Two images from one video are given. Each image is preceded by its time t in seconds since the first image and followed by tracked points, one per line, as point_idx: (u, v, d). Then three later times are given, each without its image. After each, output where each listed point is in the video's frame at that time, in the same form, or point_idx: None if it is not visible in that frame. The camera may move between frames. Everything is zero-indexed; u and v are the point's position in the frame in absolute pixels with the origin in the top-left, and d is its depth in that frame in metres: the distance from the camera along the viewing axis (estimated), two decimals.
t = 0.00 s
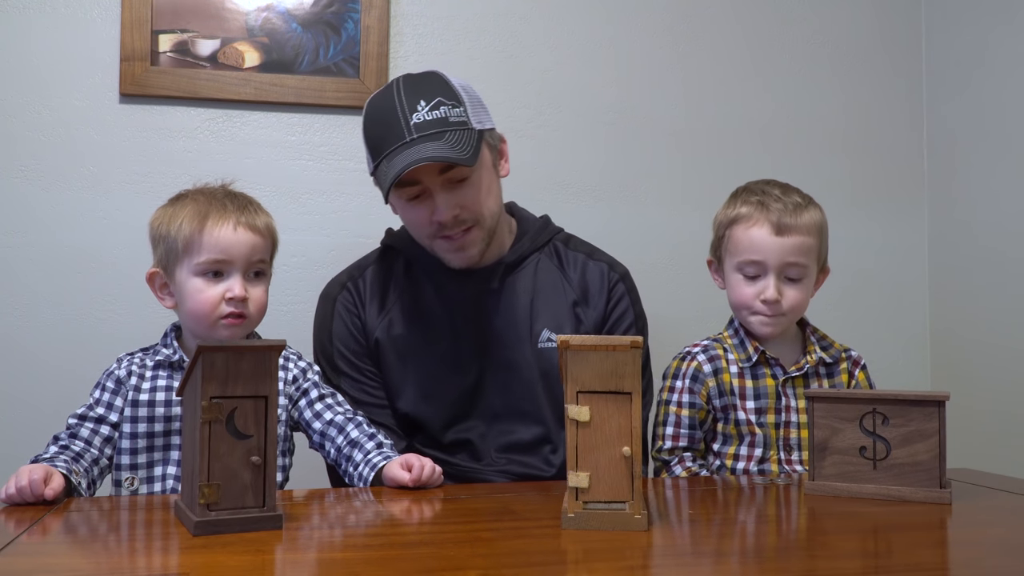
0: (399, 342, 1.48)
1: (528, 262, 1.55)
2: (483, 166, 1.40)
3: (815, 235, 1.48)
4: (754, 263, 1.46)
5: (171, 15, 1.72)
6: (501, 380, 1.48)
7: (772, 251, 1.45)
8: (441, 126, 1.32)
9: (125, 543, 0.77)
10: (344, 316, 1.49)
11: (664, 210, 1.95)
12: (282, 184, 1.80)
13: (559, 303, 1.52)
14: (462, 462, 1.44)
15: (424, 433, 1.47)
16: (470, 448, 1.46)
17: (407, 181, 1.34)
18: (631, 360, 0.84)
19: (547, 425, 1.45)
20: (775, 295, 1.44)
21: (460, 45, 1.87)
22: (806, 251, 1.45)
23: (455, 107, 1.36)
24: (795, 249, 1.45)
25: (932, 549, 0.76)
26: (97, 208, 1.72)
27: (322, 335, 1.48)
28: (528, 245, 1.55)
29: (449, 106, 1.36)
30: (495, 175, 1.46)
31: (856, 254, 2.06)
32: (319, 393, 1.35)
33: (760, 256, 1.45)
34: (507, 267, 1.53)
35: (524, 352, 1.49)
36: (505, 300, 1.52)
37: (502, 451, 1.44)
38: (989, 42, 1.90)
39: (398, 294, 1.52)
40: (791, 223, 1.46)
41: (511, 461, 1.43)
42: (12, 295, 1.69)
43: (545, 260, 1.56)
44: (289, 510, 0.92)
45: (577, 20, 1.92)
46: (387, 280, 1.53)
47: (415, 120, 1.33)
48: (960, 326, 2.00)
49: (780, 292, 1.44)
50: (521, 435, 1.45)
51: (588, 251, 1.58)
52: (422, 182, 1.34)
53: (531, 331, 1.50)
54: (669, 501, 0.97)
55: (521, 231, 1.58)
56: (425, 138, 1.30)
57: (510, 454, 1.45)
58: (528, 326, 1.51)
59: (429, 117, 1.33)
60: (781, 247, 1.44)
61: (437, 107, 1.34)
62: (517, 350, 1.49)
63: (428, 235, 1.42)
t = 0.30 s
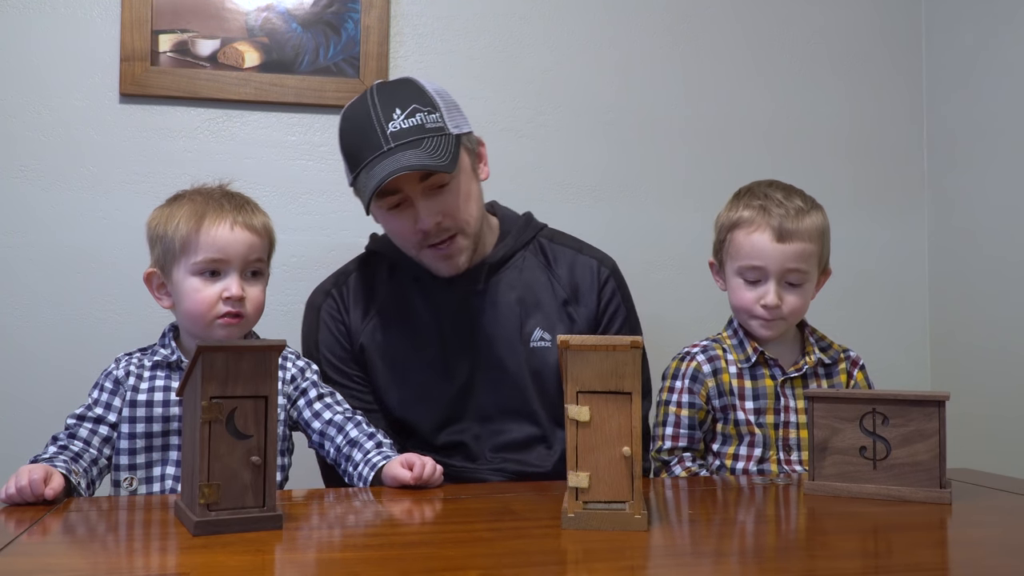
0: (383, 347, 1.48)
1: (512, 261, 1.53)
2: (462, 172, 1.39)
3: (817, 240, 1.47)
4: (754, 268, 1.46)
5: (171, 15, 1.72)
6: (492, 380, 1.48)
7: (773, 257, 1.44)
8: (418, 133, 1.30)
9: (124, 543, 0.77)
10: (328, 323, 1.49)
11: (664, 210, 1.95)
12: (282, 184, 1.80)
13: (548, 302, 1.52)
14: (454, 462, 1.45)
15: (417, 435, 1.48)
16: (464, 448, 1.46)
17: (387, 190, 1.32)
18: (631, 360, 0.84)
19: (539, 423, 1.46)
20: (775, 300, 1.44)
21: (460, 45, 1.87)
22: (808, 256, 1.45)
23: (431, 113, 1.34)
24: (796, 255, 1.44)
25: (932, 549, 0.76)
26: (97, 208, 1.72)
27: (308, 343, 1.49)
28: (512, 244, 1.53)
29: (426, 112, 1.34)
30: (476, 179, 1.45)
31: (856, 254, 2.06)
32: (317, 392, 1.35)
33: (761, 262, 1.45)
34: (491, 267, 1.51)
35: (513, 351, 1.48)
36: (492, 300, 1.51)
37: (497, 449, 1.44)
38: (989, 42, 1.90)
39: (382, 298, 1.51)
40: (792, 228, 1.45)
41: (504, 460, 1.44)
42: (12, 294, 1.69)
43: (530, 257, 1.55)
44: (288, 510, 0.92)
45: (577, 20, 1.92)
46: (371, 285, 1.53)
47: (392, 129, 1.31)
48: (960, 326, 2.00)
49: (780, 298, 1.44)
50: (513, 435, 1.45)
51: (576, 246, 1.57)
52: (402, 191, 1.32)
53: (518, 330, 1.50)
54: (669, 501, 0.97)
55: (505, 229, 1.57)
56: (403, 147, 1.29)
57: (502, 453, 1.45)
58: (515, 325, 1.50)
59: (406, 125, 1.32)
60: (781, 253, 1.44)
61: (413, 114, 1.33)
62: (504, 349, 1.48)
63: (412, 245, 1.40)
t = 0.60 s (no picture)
0: (375, 351, 1.46)
1: (499, 258, 1.54)
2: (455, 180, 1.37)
3: (821, 244, 1.47)
4: (757, 272, 1.46)
5: (171, 15, 1.72)
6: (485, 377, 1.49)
7: (776, 261, 1.44)
8: (416, 144, 1.28)
9: (123, 543, 0.77)
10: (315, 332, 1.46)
11: (664, 210, 1.95)
12: (282, 184, 1.80)
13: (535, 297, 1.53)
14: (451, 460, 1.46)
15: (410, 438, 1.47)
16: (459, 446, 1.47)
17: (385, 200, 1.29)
18: (631, 360, 0.84)
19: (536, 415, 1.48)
20: (777, 304, 1.44)
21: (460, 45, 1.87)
22: (811, 260, 1.45)
23: (424, 121, 1.31)
24: (800, 259, 1.44)
25: (932, 549, 0.76)
26: (97, 208, 1.72)
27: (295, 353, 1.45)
28: (498, 242, 1.54)
29: (419, 121, 1.31)
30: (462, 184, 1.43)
31: (856, 254, 2.06)
32: (316, 392, 1.35)
33: (764, 265, 1.45)
34: (479, 265, 1.52)
35: (504, 347, 1.50)
36: (481, 299, 1.51)
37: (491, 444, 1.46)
38: (989, 42, 1.90)
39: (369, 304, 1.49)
40: (797, 232, 1.45)
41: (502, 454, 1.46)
42: (12, 294, 1.69)
43: (515, 254, 1.55)
44: (288, 510, 0.92)
45: (577, 20, 1.92)
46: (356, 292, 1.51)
47: (388, 139, 1.28)
48: (960, 326, 2.00)
49: (782, 301, 1.44)
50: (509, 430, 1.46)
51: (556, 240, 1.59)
52: (401, 203, 1.29)
53: (509, 327, 1.51)
54: (669, 501, 0.97)
55: (487, 228, 1.55)
56: (403, 159, 1.26)
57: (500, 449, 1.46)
58: (505, 322, 1.51)
59: (402, 135, 1.28)
60: (786, 256, 1.44)
61: (408, 123, 1.29)
62: (497, 345, 1.50)
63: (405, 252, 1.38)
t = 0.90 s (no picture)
0: (370, 347, 1.45)
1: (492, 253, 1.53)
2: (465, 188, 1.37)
3: (824, 246, 1.47)
4: (760, 274, 1.46)
5: (171, 15, 1.72)
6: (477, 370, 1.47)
7: (779, 263, 1.44)
8: (435, 152, 1.28)
9: (122, 544, 0.77)
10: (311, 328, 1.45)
11: (664, 210, 1.95)
12: (283, 184, 1.80)
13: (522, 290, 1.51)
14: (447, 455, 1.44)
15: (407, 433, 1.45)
16: (453, 440, 1.45)
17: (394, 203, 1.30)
18: (631, 360, 0.84)
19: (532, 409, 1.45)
20: (779, 305, 1.44)
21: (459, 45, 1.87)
22: (814, 263, 1.45)
23: (445, 128, 1.31)
24: (803, 261, 1.44)
25: (932, 549, 0.76)
26: (97, 208, 1.72)
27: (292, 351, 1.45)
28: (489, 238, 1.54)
29: (440, 126, 1.31)
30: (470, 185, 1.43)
31: (856, 254, 2.06)
32: (315, 392, 1.34)
33: (767, 267, 1.45)
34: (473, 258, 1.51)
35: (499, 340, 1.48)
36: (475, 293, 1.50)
37: (486, 436, 1.45)
38: (989, 42, 1.91)
39: (365, 301, 1.49)
40: (801, 234, 1.45)
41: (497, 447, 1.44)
42: (12, 294, 1.69)
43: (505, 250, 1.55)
44: (287, 510, 0.92)
45: (576, 20, 1.92)
46: (352, 290, 1.50)
47: (408, 143, 1.28)
48: (960, 326, 2.00)
49: (784, 303, 1.44)
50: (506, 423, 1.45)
51: (542, 234, 1.61)
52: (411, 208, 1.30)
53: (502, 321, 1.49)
54: (670, 501, 0.97)
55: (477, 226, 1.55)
56: (420, 165, 1.26)
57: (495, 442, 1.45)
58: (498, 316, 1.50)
59: (422, 140, 1.28)
60: (789, 259, 1.44)
61: (428, 128, 1.29)
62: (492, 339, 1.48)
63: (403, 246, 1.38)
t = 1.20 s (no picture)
0: (372, 348, 1.45)
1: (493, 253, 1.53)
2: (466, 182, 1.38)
3: (823, 247, 1.47)
4: (760, 274, 1.46)
5: (171, 15, 1.72)
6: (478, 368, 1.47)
7: (779, 263, 1.44)
8: (435, 142, 1.28)
9: (120, 544, 0.77)
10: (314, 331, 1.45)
11: (664, 210, 1.95)
12: (283, 184, 1.80)
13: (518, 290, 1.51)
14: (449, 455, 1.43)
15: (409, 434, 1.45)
16: (454, 440, 1.45)
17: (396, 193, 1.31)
18: (631, 360, 0.84)
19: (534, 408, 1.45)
20: (779, 306, 1.44)
21: (459, 45, 1.87)
22: (814, 263, 1.45)
23: (445, 121, 1.32)
24: (802, 262, 1.44)
25: (932, 549, 0.76)
26: (97, 208, 1.72)
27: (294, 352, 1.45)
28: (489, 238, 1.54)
29: (439, 119, 1.31)
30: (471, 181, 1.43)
31: (857, 254, 2.06)
32: (313, 392, 1.34)
33: (766, 268, 1.45)
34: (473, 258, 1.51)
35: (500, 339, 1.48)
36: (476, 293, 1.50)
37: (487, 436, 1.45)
38: (989, 42, 1.91)
39: (367, 302, 1.49)
40: (800, 235, 1.45)
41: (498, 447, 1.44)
42: (12, 294, 1.69)
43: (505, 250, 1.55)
44: (285, 510, 0.92)
45: (576, 20, 1.92)
46: (354, 291, 1.50)
47: (408, 135, 1.28)
48: (960, 326, 2.00)
49: (784, 303, 1.44)
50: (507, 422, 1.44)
51: (541, 233, 1.61)
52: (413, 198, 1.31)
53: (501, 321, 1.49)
54: (670, 501, 0.97)
55: (476, 226, 1.55)
56: (422, 156, 1.26)
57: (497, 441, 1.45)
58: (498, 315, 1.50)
59: (422, 132, 1.28)
60: (789, 260, 1.44)
61: (428, 121, 1.30)
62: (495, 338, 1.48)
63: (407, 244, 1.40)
